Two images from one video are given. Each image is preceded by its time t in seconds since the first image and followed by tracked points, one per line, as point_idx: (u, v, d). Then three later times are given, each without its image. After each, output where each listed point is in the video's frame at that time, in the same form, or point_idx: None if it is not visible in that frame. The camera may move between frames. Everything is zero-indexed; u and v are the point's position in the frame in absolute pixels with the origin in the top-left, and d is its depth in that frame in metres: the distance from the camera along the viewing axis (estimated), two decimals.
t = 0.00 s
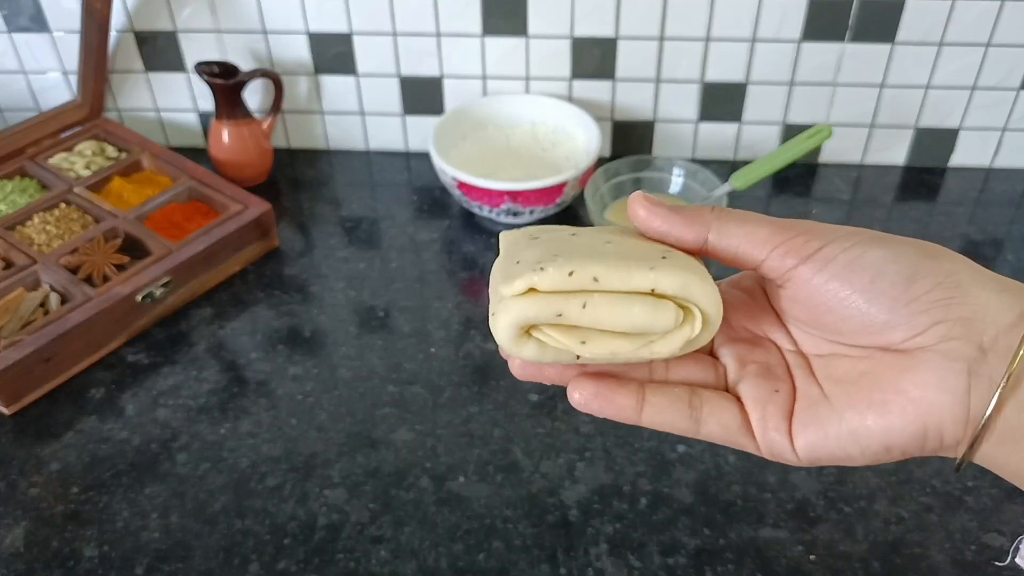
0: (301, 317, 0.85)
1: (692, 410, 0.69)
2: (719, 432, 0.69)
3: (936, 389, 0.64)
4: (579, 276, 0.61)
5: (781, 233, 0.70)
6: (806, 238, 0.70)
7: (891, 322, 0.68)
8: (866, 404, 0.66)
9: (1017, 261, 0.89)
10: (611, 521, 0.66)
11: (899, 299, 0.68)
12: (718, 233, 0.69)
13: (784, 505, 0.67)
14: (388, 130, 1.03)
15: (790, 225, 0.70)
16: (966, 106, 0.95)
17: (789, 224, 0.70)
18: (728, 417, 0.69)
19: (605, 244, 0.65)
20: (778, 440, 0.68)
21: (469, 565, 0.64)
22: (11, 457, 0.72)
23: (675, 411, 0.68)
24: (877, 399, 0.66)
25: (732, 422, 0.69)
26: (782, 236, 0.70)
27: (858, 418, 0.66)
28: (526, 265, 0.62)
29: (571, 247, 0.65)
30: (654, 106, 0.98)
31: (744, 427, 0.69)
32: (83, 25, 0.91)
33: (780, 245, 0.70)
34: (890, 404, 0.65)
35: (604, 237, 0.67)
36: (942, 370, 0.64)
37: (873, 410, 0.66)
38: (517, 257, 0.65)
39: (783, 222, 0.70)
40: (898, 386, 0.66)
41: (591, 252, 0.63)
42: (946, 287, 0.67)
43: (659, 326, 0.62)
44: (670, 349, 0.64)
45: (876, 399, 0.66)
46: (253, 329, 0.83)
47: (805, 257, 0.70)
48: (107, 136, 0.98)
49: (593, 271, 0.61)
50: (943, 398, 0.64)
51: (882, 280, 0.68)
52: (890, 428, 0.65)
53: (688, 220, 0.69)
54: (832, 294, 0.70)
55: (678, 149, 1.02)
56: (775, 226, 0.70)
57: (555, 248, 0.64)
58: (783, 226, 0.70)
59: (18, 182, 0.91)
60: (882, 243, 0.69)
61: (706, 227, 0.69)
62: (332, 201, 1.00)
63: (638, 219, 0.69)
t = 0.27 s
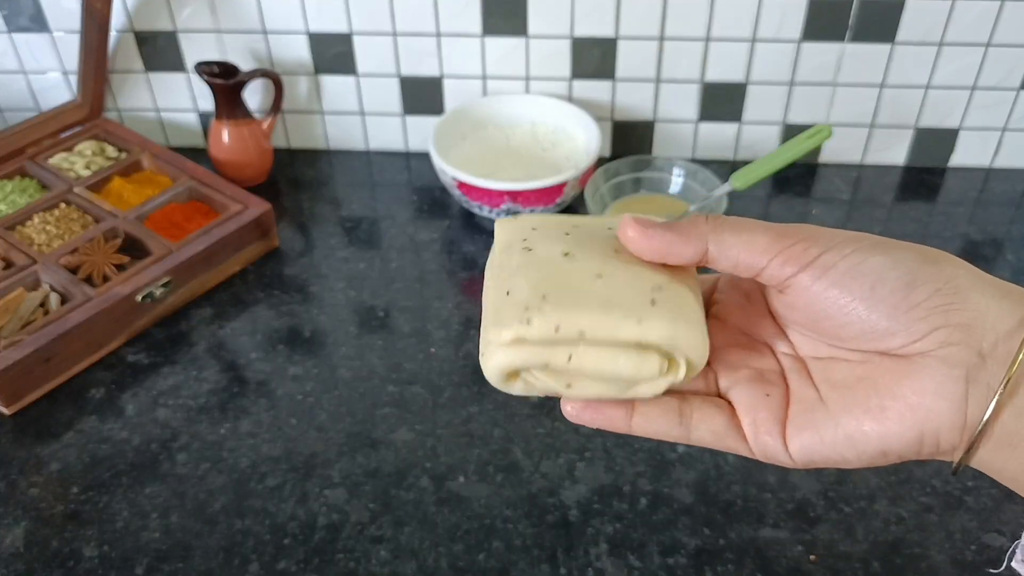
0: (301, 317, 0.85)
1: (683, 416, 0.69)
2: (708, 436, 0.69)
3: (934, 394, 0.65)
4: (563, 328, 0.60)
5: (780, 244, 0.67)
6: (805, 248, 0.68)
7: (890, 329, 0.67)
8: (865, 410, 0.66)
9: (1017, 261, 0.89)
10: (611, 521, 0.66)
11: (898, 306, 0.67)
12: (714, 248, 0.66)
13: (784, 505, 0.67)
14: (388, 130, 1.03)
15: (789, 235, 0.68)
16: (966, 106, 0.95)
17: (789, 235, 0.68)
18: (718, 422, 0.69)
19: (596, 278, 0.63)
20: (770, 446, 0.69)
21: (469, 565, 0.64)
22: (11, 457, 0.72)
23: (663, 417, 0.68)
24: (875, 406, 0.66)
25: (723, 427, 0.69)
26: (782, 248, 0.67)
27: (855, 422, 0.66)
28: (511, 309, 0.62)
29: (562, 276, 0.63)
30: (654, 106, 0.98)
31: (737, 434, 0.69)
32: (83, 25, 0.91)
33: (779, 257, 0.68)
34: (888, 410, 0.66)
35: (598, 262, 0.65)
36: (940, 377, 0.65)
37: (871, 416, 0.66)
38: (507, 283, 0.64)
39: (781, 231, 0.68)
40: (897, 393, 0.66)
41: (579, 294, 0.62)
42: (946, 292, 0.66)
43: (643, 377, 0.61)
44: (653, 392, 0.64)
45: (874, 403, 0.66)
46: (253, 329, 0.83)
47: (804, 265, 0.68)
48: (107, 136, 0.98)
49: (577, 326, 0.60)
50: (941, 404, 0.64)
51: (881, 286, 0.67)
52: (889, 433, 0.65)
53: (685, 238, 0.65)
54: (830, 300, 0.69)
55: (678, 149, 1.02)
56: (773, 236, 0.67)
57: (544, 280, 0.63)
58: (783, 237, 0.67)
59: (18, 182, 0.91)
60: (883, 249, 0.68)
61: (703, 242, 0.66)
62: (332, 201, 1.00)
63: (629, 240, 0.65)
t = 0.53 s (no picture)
0: (301, 317, 0.85)
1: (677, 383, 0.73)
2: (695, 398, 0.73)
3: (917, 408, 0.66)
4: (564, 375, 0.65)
5: (782, 275, 0.63)
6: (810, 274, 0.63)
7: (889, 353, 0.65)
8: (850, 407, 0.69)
9: (1016, 261, 0.89)
10: (611, 521, 0.66)
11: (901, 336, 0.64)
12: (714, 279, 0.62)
13: (783, 505, 0.67)
14: (388, 130, 1.03)
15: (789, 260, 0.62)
16: (966, 106, 0.95)
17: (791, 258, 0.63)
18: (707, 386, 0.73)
19: (593, 323, 0.64)
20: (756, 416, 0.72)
21: (469, 565, 0.64)
22: (11, 457, 0.72)
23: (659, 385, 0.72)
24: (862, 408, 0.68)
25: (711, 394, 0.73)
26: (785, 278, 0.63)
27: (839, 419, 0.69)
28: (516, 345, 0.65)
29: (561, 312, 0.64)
30: (654, 106, 0.98)
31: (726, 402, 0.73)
32: (83, 25, 0.91)
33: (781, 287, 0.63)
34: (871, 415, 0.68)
35: (597, 299, 0.64)
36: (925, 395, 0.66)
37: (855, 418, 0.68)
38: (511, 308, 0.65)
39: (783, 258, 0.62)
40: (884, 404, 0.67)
41: (578, 344, 0.64)
42: (946, 320, 0.63)
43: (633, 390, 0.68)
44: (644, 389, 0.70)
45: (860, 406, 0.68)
46: (253, 329, 0.83)
47: (809, 291, 0.63)
48: (107, 136, 0.98)
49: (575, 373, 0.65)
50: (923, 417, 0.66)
51: (886, 316, 0.63)
52: (867, 438, 0.68)
53: (685, 283, 0.61)
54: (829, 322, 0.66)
55: (678, 149, 1.02)
56: (774, 260, 0.63)
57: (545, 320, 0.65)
58: (785, 264, 0.62)
59: (19, 182, 0.91)
60: (892, 275, 0.62)
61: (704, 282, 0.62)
62: (332, 201, 1.00)
63: (635, 298, 0.63)
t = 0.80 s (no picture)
0: (301, 317, 0.85)
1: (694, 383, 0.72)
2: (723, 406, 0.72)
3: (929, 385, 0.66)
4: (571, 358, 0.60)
5: (777, 264, 0.63)
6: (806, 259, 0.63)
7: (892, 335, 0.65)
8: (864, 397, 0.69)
9: (1016, 261, 0.89)
10: (611, 521, 0.66)
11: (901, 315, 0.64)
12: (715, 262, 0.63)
13: (783, 505, 0.67)
14: (388, 130, 1.03)
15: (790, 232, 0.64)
16: (966, 106, 0.95)
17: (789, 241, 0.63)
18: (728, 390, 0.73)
19: (592, 302, 0.62)
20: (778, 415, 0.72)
21: (469, 565, 0.64)
22: (11, 457, 0.72)
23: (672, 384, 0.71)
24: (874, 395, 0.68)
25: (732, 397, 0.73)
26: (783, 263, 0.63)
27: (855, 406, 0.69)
28: (520, 346, 0.61)
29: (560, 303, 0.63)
30: (654, 106, 0.98)
31: (750, 404, 0.73)
32: (82, 24, 0.91)
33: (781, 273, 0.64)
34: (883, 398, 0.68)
35: (591, 283, 0.63)
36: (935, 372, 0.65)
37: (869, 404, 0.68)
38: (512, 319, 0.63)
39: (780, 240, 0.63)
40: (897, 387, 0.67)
41: (578, 323, 0.61)
42: (944, 297, 0.63)
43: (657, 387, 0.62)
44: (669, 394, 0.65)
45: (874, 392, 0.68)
46: (253, 329, 0.83)
47: (805, 279, 0.64)
48: (107, 136, 0.98)
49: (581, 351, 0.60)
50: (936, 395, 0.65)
51: (884, 299, 0.64)
52: (883, 422, 0.68)
53: (682, 267, 0.62)
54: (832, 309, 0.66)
55: (678, 149, 1.02)
56: (770, 245, 0.63)
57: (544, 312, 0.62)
58: (782, 249, 0.63)
59: (18, 182, 0.91)
60: (886, 258, 0.63)
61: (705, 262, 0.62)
62: (332, 201, 1.00)
63: (625, 268, 0.63)
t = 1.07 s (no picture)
0: (301, 317, 0.85)
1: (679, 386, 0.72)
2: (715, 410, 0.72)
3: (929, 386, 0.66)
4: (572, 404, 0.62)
5: (776, 276, 0.65)
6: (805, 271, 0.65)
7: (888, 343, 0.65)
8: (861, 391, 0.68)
9: (1017, 261, 0.89)
10: (611, 521, 0.66)
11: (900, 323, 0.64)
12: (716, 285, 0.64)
13: (783, 505, 0.67)
14: (388, 130, 1.03)
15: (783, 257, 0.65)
16: (967, 106, 0.95)
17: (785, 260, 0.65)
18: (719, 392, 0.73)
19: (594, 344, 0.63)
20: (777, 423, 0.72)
21: (469, 565, 0.64)
22: (10, 457, 0.72)
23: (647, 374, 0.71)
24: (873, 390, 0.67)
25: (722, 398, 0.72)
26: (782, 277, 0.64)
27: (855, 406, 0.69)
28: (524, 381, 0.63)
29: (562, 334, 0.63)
30: (654, 106, 0.98)
31: (746, 410, 0.72)
32: (82, 24, 0.91)
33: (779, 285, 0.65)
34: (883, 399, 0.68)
35: (592, 321, 0.64)
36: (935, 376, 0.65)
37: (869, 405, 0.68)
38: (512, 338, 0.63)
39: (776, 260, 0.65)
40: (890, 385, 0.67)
41: (581, 364, 0.63)
42: (941, 299, 0.64)
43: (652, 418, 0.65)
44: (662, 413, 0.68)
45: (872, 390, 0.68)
46: (253, 329, 0.83)
47: (804, 289, 0.65)
48: (107, 136, 0.98)
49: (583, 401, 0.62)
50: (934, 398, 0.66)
51: (882, 303, 0.64)
52: (883, 423, 0.68)
53: (685, 291, 0.63)
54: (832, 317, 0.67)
55: (678, 149, 1.02)
56: (767, 259, 0.65)
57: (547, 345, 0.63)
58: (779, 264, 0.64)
59: (18, 182, 0.91)
60: (885, 262, 0.64)
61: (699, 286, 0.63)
62: (332, 201, 1.00)
63: (631, 308, 0.64)
